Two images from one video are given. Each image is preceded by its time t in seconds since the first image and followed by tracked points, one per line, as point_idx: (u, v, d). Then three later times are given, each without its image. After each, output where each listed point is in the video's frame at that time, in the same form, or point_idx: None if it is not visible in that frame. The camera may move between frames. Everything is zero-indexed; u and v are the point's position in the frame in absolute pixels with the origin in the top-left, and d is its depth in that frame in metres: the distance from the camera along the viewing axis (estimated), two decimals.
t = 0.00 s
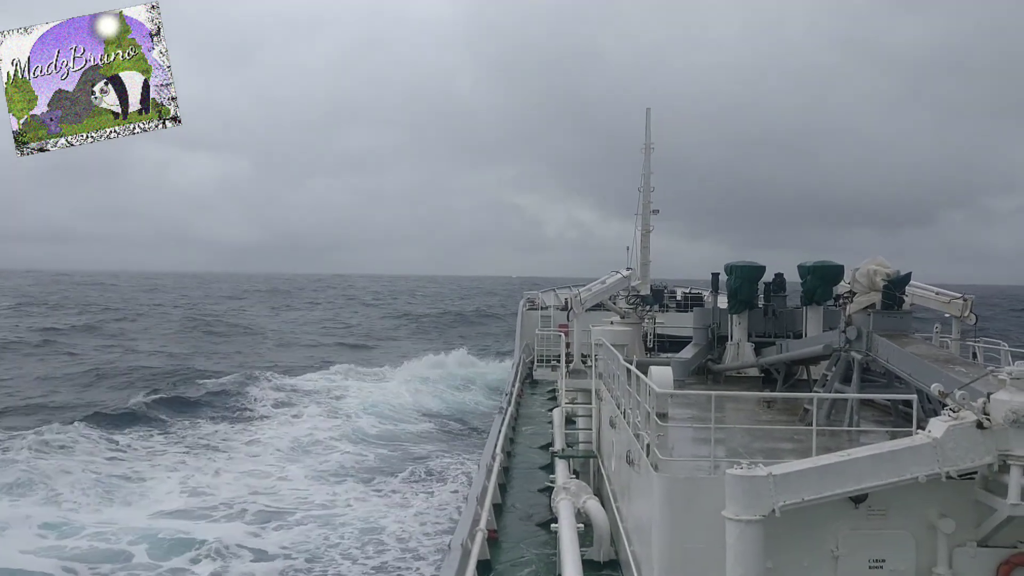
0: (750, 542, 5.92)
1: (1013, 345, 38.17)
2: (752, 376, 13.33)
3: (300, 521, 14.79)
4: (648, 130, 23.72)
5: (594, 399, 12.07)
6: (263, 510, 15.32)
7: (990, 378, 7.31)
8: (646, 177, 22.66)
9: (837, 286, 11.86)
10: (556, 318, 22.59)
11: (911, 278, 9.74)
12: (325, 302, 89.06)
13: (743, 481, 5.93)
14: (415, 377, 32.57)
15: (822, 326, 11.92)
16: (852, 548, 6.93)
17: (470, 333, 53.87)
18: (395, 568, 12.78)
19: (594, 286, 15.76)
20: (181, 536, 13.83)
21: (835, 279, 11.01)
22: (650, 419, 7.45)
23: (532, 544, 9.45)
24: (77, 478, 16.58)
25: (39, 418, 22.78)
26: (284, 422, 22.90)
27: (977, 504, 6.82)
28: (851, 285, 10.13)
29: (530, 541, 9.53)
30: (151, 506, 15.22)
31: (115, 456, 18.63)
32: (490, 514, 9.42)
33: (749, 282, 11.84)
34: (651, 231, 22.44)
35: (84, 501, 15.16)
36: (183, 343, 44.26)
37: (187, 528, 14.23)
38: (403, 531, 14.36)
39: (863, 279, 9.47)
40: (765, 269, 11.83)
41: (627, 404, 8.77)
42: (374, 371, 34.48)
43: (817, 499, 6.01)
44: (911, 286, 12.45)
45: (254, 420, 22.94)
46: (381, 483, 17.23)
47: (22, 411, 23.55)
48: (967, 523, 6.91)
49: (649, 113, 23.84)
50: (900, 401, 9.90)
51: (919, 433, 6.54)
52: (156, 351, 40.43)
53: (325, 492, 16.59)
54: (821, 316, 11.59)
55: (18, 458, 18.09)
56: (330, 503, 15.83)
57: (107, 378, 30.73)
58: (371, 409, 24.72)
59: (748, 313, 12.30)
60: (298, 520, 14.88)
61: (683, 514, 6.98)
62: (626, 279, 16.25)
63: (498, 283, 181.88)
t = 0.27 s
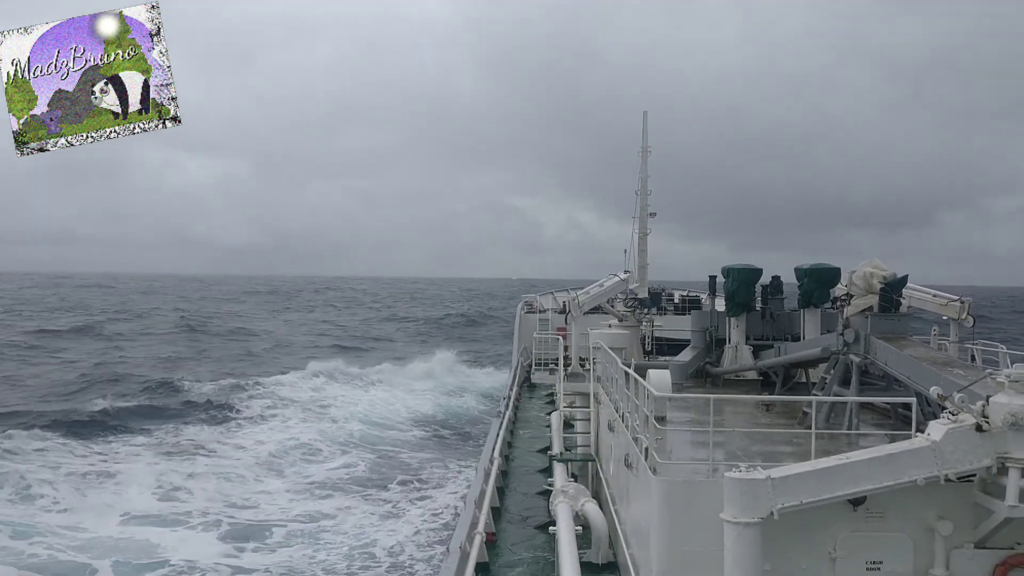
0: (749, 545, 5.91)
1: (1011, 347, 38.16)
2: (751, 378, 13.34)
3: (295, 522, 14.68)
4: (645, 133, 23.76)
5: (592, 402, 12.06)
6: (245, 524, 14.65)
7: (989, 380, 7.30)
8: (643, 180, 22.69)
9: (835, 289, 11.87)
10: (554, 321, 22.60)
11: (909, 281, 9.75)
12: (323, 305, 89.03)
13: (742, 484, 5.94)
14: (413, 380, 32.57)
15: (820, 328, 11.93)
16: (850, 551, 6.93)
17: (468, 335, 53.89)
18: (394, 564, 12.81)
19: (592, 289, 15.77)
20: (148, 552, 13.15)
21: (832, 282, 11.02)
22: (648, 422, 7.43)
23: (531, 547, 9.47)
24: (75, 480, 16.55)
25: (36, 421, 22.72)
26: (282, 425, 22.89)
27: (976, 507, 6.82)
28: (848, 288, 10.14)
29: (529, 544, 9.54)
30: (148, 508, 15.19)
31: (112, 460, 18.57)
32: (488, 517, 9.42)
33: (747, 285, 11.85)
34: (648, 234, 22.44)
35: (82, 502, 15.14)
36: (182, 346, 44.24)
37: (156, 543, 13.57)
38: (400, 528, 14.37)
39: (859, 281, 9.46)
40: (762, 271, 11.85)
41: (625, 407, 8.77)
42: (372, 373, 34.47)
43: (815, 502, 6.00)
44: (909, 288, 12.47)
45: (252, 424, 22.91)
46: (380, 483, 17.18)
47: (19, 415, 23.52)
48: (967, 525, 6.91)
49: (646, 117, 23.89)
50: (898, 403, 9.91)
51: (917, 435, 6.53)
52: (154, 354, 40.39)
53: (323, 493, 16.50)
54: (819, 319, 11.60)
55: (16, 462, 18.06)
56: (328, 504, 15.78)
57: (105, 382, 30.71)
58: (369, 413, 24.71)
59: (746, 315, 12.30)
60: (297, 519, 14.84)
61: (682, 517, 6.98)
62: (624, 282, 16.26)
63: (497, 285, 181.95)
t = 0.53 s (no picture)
0: (746, 546, 5.93)
1: (1008, 348, 38.22)
2: (748, 380, 13.36)
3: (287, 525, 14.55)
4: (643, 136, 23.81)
5: (590, 403, 12.07)
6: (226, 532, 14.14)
7: (985, 381, 7.33)
8: (641, 182, 22.73)
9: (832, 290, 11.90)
10: (551, 323, 22.62)
11: (906, 282, 9.79)
12: (321, 307, 88.97)
13: (739, 485, 5.95)
14: (411, 383, 32.58)
15: (817, 330, 11.96)
16: (848, 552, 6.94)
17: (466, 337, 53.93)
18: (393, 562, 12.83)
19: (589, 290, 15.80)
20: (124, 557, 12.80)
21: (830, 283, 11.05)
22: (645, 423, 7.45)
23: (528, 548, 9.49)
24: (73, 481, 16.53)
25: (31, 423, 22.65)
26: (280, 427, 22.88)
27: (972, 508, 6.84)
28: (846, 288, 10.19)
29: (526, 545, 9.55)
30: (147, 508, 15.17)
31: (107, 461, 18.51)
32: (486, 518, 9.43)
33: (744, 286, 11.88)
34: (646, 236, 22.48)
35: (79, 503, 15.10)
36: (179, 348, 44.20)
37: (134, 548, 13.18)
38: (399, 530, 14.35)
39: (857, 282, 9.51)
40: (760, 272, 11.88)
41: (622, 409, 8.78)
42: (370, 375, 34.47)
43: (812, 503, 6.02)
44: (906, 290, 12.51)
45: (250, 426, 22.91)
46: (379, 484, 17.16)
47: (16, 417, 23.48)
48: (963, 526, 6.93)
49: (643, 120, 23.95)
50: (895, 404, 9.94)
51: (914, 436, 6.55)
52: (151, 356, 40.34)
53: (321, 494, 16.48)
54: (816, 320, 11.64)
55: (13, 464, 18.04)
56: (326, 505, 15.79)
57: (102, 384, 30.68)
58: (367, 415, 24.72)
59: (743, 317, 12.33)
60: (293, 520, 14.79)
61: (679, 519, 6.99)
62: (622, 284, 16.29)
63: (495, 287, 182.04)
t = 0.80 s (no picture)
0: (744, 545, 5.95)
1: (1004, 347, 38.30)
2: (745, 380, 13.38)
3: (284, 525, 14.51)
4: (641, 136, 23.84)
5: (588, 404, 12.08)
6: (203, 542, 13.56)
7: (983, 381, 7.35)
8: (639, 182, 22.76)
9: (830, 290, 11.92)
10: (549, 323, 22.65)
11: (903, 282, 9.81)
12: (321, 308, 88.95)
13: (737, 485, 5.97)
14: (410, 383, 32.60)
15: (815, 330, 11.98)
16: (845, 552, 6.96)
17: (465, 337, 53.96)
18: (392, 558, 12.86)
19: (587, 290, 15.81)
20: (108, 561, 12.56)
21: (828, 284, 11.07)
22: (643, 424, 7.47)
23: (527, 547, 9.51)
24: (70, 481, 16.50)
25: (28, 424, 22.65)
26: (279, 427, 22.88)
27: (969, 508, 6.87)
28: (844, 289, 10.22)
29: (525, 545, 9.58)
30: (145, 507, 15.12)
31: (103, 461, 18.51)
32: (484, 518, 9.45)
33: (742, 286, 11.90)
34: (644, 236, 22.51)
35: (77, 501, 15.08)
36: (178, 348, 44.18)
37: (102, 560, 12.57)
38: (400, 528, 14.37)
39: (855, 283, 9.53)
40: (758, 273, 11.90)
41: (620, 409, 8.80)
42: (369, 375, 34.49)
43: (810, 502, 6.04)
44: (904, 290, 12.54)
45: (248, 426, 22.89)
46: (378, 483, 17.17)
47: (15, 417, 23.46)
48: (961, 526, 6.95)
49: (641, 119, 23.94)
50: (893, 404, 9.96)
51: (912, 436, 6.57)
52: (151, 357, 40.34)
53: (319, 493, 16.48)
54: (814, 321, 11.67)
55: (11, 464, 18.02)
56: (326, 504, 15.78)
57: (101, 384, 30.67)
58: (365, 415, 24.74)
59: (741, 317, 12.35)
60: (290, 521, 14.77)
61: (678, 519, 7.01)
62: (620, 284, 16.31)
63: (494, 287, 182.21)
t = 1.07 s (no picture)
0: (744, 545, 5.94)
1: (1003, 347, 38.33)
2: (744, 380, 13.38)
3: (281, 528, 14.49)
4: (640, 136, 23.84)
5: (587, 404, 12.08)
6: (179, 551, 13.32)
7: (981, 381, 7.35)
8: (637, 183, 22.76)
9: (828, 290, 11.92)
10: (548, 323, 22.64)
11: (901, 282, 9.82)
12: (320, 309, 88.94)
13: (736, 485, 5.96)
14: (408, 384, 32.58)
15: (814, 330, 11.98)
16: (844, 552, 6.96)
17: (464, 338, 53.95)
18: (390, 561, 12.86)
19: (586, 290, 15.80)
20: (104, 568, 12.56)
21: (826, 284, 11.07)
22: (642, 424, 7.46)
23: (525, 548, 9.50)
24: (69, 485, 16.50)
25: (24, 427, 22.64)
26: (277, 429, 22.87)
27: (968, 508, 6.87)
28: (842, 289, 10.26)
29: (524, 546, 9.57)
30: (142, 510, 15.10)
31: (99, 464, 18.50)
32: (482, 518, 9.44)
33: (741, 287, 11.90)
34: (642, 236, 22.51)
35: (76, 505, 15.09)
36: (176, 350, 44.17)
37: (75, 568, 12.41)
38: (399, 530, 14.38)
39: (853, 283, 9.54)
40: (756, 273, 11.90)
41: (619, 409, 8.79)
42: (368, 377, 34.49)
43: (809, 502, 6.03)
44: (902, 290, 12.54)
45: (246, 428, 22.87)
46: (377, 485, 17.16)
47: (13, 421, 23.45)
48: (959, 526, 6.95)
49: (639, 119, 23.94)
50: (891, 404, 9.96)
51: (910, 436, 6.57)
52: (149, 359, 40.33)
53: (318, 495, 16.48)
54: (813, 321, 11.68)
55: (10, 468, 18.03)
56: (325, 506, 15.77)
57: (100, 386, 30.66)
58: (363, 416, 24.75)
59: (740, 317, 12.35)
60: (285, 523, 14.75)
61: (677, 518, 7.00)
62: (619, 284, 16.31)
63: (493, 287, 182.19)
